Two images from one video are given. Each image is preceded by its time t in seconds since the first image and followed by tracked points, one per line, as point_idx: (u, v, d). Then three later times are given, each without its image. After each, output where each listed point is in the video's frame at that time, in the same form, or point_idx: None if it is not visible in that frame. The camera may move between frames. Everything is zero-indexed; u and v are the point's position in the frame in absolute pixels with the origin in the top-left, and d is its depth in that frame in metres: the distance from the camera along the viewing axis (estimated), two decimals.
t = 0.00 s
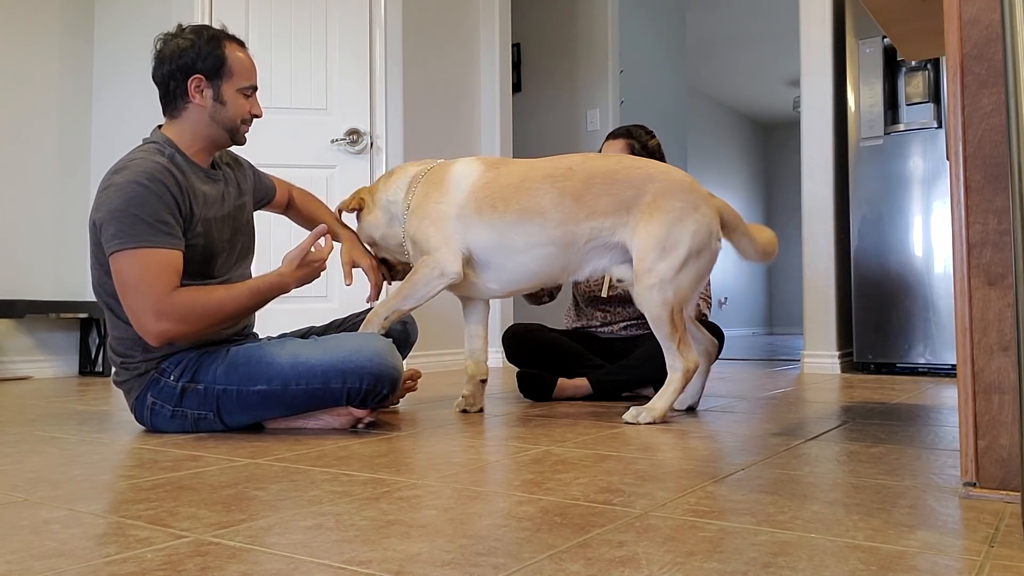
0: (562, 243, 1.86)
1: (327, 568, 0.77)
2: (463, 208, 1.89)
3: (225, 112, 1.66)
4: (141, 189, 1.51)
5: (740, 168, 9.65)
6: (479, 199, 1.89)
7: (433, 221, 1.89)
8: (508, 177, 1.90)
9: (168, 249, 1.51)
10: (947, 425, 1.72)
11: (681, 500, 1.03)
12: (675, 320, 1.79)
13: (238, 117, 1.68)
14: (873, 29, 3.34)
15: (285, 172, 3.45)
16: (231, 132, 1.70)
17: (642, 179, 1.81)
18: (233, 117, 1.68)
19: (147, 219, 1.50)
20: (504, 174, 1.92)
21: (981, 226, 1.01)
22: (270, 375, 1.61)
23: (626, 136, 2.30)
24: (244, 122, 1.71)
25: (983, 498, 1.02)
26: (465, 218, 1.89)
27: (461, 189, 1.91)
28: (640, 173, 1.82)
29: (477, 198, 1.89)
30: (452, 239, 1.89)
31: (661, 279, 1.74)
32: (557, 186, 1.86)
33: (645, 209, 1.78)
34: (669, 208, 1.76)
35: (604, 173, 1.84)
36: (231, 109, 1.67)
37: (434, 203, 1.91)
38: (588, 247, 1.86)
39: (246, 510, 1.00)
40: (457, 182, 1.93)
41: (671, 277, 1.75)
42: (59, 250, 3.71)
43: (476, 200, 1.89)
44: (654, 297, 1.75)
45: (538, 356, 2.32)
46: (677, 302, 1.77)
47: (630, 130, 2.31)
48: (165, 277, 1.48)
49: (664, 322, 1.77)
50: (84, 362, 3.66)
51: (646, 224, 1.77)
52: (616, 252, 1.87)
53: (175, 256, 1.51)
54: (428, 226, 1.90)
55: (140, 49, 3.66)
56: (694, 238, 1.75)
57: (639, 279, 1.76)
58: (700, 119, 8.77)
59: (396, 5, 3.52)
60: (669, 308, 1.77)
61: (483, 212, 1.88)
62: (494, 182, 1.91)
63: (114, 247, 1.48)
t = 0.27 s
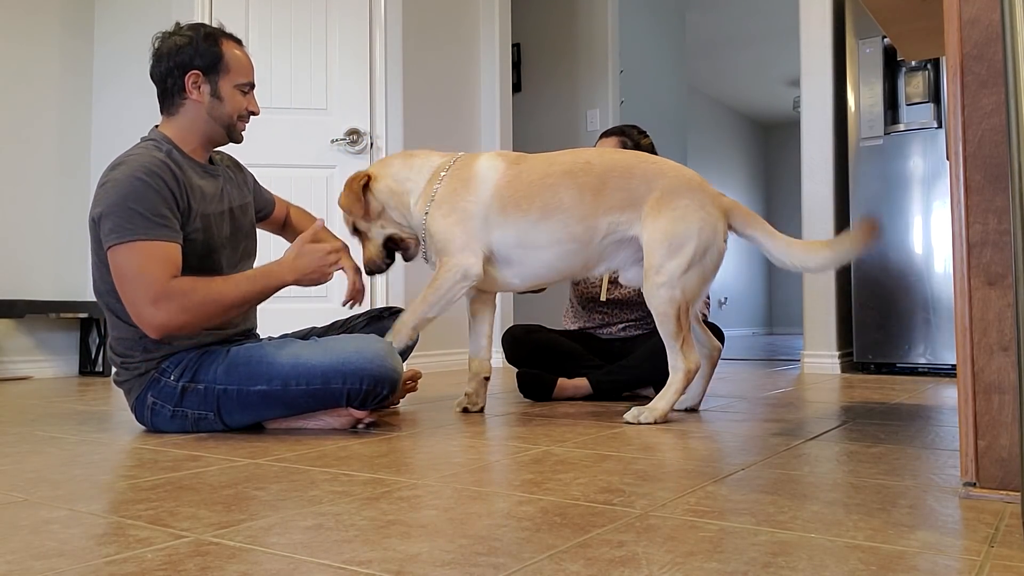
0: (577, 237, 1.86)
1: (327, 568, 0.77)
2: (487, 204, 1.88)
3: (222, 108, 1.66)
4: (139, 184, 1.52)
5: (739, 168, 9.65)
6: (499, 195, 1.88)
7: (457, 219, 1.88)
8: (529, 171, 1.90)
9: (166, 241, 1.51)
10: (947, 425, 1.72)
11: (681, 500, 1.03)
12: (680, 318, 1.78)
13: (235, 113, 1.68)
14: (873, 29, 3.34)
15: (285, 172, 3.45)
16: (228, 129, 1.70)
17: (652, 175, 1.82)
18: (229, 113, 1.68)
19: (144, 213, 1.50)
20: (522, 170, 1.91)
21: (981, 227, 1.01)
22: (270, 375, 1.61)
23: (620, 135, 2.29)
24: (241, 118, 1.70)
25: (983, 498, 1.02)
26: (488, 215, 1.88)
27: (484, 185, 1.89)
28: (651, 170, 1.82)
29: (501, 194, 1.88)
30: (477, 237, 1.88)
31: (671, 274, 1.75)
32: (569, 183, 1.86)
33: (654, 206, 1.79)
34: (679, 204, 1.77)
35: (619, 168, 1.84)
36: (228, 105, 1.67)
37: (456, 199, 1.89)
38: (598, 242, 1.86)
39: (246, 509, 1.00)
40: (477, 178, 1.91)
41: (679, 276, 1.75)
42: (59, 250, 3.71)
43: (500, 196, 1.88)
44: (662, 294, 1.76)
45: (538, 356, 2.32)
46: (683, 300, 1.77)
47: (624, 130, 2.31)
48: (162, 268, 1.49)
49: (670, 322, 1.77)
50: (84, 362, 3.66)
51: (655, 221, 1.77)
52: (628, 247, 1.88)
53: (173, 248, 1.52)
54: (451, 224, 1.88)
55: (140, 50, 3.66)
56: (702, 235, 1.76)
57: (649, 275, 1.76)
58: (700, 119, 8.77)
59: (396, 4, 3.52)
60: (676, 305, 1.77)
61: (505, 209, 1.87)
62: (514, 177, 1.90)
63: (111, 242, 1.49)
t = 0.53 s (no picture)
0: (572, 232, 1.86)
1: (327, 568, 0.77)
2: (490, 207, 1.88)
3: (213, 105, 1.66)
4: (147, 173, 1.53)
5: (739, 168, 9.66)
6: (501, 198, 1.88)
7: (475, 236, 1.88)
8: (521, 168, 1.90)
9: (182, 224, 1.52)
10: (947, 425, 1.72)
11: (681, 500, 1.03)
12: (673, 315, 1.79)
13: (227, 110, 1.67)
14: (872, 29, 3.34)
15: (286, 172, 3.45)
16: (222, 126, 1.69)
17: (642, 171, 1.82)
18: (222, 110, 1.67)
19: (152, 201, 1.51)
20: (519, 167, 1.91)
21: (981, 227, 1.01)
22: (270, 375, 1.61)
23: (608, 139, 2.30)
24: (234, 114, 1.69)
25: (983, 498, 1.02)
26: (504, 226, 1.88)
27: (478, 187, 1.90)
28: (642, 166, 1.82)
29: (499, 192, 1.89)
30: (492, 242, 1.87)
31: (663, 270, 1.75)
32: (563, 180, 1.86)
33: (645, 202, 1.79)
34: (670, 200, 1.76)
35: (612, 164, 1.84)
36: (219, 102, 1.66)
37: (469, 214, 1.88)
38: (595, 240, 1.86)
39: (246, 509, 1.00)
40: (472, 181, 1.91)
41: (672, 273, 1.75)
42: (59, 250, 3.71)
43: (499, 199, 1.88)
44: (653, 291, 1.76)
45: (537, 356, 2.32)
46: (675, 297, 1.78)
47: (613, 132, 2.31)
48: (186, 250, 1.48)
49: (661, 319, 1.78)
50: (84, 362, 3.66)
51: (646, 218, 1.77)
52: (622, 247, 1.87)
53: (192, 230, 1.52)
54: (471, 241, 1.88)
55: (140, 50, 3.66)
56: (694, 231, 1.76)
57: (641, 272, 1.76)
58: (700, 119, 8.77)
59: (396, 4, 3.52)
60: (669, 303, 1.78)
61: (509, 210, 1.87)
62: (509, 175, 1.90)
63: (129, 234, 1.49)
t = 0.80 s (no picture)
0: (573, 233, 1.85)
1: (327, 567, 0.77)
2: (486, 206, 1.87)
3: (214, 105, 1.66)
4: (157, 173, 1.54)
5: (739, 169, 9.65)
6: (497, 197, 1.87)
7: (463, 232, 1.87)
8: (521, 167, 1.89)
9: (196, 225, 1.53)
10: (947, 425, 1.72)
11: (681, 500, 1.03)
12: (675, 314, 1.79)
13: (229, 111, 1.67)
14: (872, 29, 3.34)
15: (286, 172, 3.45)
16: (224, 126, 1.69)
17: (643, 171, 1.81)
18: (223, 110, 1.67)
19: (162, 200, 1.52)
20: (518, 167, 1.89)
21: (981, 227, 1.01)
22: (271, 376, 1.61)
23: (603, 140, 2.30)
24: (235, 114, 1.69)
25: (983, 498, 1.02)
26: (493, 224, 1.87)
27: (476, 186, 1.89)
28: (642, 166, 1.82)
29: (497, 191, 1.87)
30: (475, 244, 1.88)
31: (666, 271, 1.75)
32: (563, 181, 1.86)
33: (646, 203, 1.79)
34: (672, 201, 1.77)
35: (614, 165, 1.84)
36: (220, 102, 1.66)
37: (456, 208, 1.88)
38: (595, 240, 1.86)
39: (246, 509, 1.00)
40: (468, 179, 1.90)
41: (675, 273, 1.75)
42: (59, 250, 3.71)
43: (496, 197, 1.87)
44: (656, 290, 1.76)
45: (537, 356, 2.32)
46: (677, 297, 1.77)
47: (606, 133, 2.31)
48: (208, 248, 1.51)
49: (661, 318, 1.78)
50: (84, 362, 3.66)
51: (648, 218, 1.77)
52: (621, 247, 1.87)
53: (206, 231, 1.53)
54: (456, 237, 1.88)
55: (140, 50, 3.66)
56: (695, 232, 1.76)
57: (643, 273, 1.76)
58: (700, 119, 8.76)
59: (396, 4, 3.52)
60: (670, 302, 1.77)
61: (505, 210, 1.87)
62: (507, 176, 1.89)
63: (144, 235, 1.50)
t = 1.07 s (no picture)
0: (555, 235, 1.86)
1: (327, 567, 0.77)
2: (465, 209, 1.88)
3: (204, 109, 1.65)
4: (157, 174, 1.54)
5: (739, 169, 9.65)
6: (476, 199, 1.88)
7: (439, 234, 1.87)
8: (500, 169, 1.89)
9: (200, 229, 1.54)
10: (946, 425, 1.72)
11: (681, 500, 1.03)
12: (667, 313, 1.79)
13: (219, 115, 1.67)
14: (872, 29, 3.34)
15: (286, 172, 3.45)
16: (214, 130, 1.69)
17: (626, 170, 1.81)
18: (213, 114, 1.66)
19: (164, 201, 1.52)
20: (496, 168, 1.90)
21: (981, 227, 1.01)
22: (271, 372, 1.61)
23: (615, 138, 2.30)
24: (225, 118, 1.69)
25: (983, 498, 1.02)
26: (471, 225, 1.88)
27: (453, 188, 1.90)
28: (623, 165, 1.82)
29: (477, 194, 1.88)
30: (454, 247, 1.88)
31: (651, 273, 1.75)
32: (544, 182, 1.85)
33: (629, 202, 1.78)
34: (654, 200, 1.76)
35: (595, 161, 1.84)
36: (210, 106, 1.65)
37: (432, 210, 1.88)
38: (578, 240, 1.86)
39: (246, 509, 1.00)
40: (444, 181, 1.91)
41: (662, 273, 1.76)
42: (59, 250, 3.71)
43: (475, 199, 1.88)
44: (644, 293, 1.76)
45: (538, 356, 2.32)
46: (666, 296, 1.78)
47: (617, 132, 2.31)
48: (213, 251, 1.52)
49: (654, 319, 1.78)
50: (84, 362, 3.66)
51: (631, 219, 1.77)
52: (606, 246, 1.87)
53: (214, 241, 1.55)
54: (434, 239, 1.87)
55: (140, 50, 3.66)
56: (678, 231, 1.76)
57: (631, 275, 1.76)
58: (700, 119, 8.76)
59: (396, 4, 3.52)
60: (661, 302, 1.78)
61: (485, 212, 1.87)
62: (487, 177, 1.89)
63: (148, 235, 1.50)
